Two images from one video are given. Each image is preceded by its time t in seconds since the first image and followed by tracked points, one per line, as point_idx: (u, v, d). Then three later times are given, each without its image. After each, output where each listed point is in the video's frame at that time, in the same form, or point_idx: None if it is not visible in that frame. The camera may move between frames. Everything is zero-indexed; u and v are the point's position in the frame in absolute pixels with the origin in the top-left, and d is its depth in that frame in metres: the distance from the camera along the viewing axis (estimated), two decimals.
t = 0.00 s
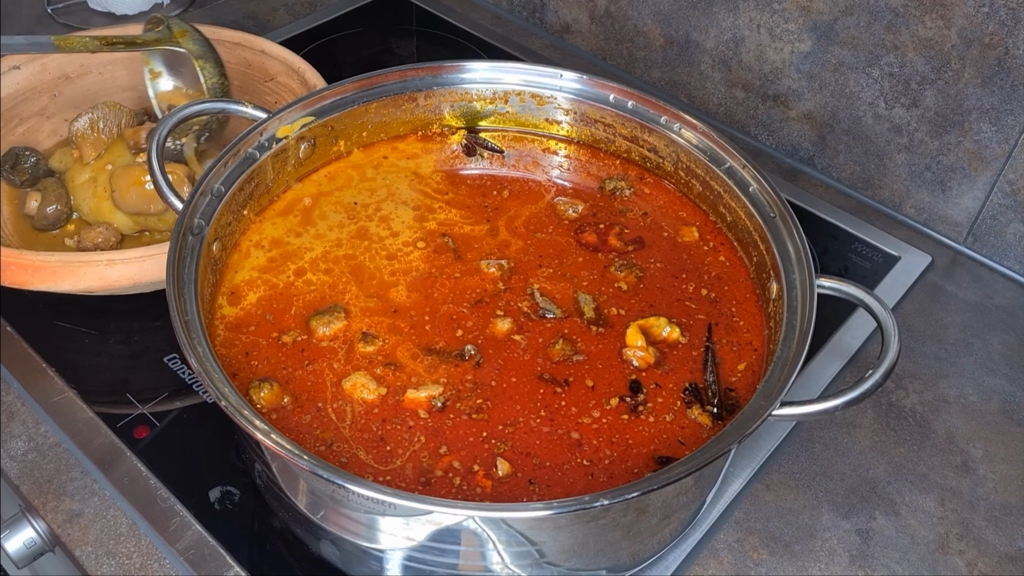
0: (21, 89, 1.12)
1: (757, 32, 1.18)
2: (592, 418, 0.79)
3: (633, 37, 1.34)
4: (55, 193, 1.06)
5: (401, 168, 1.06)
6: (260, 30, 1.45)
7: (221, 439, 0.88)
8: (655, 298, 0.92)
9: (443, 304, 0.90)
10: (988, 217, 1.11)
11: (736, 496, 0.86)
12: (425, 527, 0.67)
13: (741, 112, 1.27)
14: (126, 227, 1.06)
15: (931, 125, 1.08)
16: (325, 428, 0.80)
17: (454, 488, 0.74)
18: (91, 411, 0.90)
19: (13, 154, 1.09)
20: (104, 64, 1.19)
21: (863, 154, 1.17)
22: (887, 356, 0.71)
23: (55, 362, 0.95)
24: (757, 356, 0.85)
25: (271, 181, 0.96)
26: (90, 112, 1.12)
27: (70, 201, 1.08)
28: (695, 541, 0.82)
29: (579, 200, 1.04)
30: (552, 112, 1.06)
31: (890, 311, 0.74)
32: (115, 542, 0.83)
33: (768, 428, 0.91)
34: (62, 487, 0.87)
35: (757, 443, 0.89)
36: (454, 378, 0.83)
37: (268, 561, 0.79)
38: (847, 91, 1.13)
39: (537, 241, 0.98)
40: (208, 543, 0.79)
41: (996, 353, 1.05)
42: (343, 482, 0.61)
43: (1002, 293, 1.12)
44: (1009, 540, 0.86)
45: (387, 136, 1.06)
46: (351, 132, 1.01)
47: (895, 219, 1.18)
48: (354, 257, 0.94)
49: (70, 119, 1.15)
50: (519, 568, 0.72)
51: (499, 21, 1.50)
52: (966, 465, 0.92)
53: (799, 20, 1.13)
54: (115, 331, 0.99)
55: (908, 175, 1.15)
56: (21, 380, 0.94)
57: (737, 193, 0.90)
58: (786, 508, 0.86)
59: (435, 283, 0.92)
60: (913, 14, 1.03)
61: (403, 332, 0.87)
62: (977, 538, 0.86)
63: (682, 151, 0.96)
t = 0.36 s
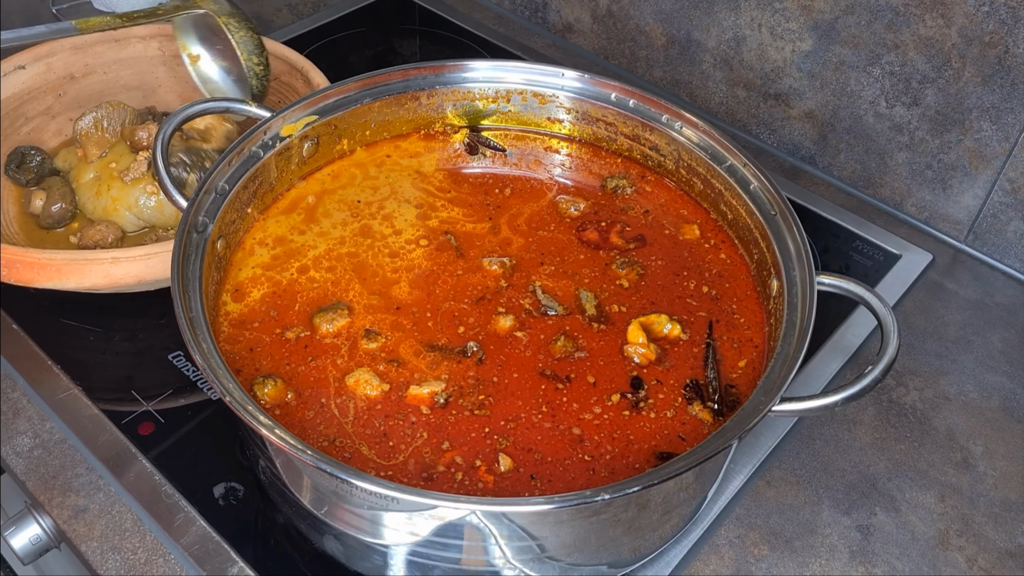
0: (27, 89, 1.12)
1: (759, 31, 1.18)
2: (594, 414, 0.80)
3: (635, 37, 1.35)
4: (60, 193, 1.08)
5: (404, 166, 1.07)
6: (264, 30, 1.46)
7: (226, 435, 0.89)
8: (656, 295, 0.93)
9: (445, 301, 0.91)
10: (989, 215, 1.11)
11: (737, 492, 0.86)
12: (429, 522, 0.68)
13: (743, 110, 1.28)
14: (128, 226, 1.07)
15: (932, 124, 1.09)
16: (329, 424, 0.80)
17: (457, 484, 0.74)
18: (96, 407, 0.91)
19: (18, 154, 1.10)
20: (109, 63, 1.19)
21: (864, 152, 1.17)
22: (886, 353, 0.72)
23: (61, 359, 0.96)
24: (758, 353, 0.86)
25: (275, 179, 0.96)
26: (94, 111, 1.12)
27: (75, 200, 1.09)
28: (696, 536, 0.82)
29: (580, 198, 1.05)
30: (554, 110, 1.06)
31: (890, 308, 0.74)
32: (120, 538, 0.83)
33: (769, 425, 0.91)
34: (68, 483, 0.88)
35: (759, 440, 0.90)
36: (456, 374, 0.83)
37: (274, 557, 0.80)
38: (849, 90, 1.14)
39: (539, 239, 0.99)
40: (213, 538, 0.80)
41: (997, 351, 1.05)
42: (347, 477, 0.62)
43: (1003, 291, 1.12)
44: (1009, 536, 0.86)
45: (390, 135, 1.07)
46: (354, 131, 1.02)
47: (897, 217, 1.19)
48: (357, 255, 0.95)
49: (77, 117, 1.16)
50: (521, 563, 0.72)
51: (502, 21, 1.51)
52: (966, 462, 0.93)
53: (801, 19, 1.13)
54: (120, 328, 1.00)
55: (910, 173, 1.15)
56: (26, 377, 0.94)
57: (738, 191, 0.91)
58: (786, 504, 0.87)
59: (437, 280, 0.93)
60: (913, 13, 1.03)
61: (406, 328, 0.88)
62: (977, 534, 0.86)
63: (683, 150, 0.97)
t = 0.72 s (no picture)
0: (27, 88, 1.13)
1: (756, 29, 1.19)
2: (590, 409, 0.81)
3: (633, 35, 1.35)
4: (61, 191, 1.08)
5: (402, 164, 1.07)
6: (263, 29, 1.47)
7: (225, 431, 0.90)
8: (653, 291, 0.93)
9: (443, 297, 0.91)
10: (985, 212, 1.11)
11: (734, 486, 0.87)
12: (427, 515, 0.68)
13: (741, 108, 1.28)
14: (129, 223, 1.08)
15: (929, 121, 1.09)
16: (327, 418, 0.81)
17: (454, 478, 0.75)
18: (96, 404, 0.91)
19: (19, 152, 1.12)
20: (109, 63, 1.19)
21: (861, 150, 1.18)
22: (880, 348, 0.72)
23: (62, 356, 0.97)
24: (754, 348, 0.86)
25: (273, 176, 0.97)
26: (93, 110, 1.12)
27: (76, 198, 1.09)
28: (693, 531, 0.83)
29: (578, 194, 1.05)
30: (552, 108, 1.07)
31: (884, 302, 0.75)
32: (121, 532, 0.84)
33: (766, 420, 0.92)
34: (68, 478, 0.88)
35: (756, 435, 0.90)
36: (454, 369, 0.84)
37: (272, 551, 0.80)
38: (846, 87, 1.14)
39: (537, 235, 1.00)
40: (212, 533, 0.81)
41: (992, 347, 1.05)
42: (345, 470, 0.62)
43: (999, 287, 1.13)
44: (1004, 530, 0.87)
45: (389, 132, 1.07)
46: (353, 128, 1.03)
47: (894, 214, 1.19)
48: (355, 252, 0.96)
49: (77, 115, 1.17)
50: (518, 556, 0.73)
51: (500, 20, 1.51)
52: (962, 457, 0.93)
53: (798, 17, 1.14)
54: (120, 325, 1.01)
55: (906, 170, 1.15)
56: (27, 374, 0.95)
57: (734, 187, 0.91)
58: (783, 498, 0.87)
59: (435, 276, 0.94)
60: (909, 11, 1.03)
61: (405, 324, 0.88)
62: (972, 528, 0.87)
63: (680, 146, 0.97)
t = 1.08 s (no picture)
0: (26, 88, 1.13)
1: (754, 28, 1.19)
2: (588, 408, 0.81)
3: (632, 35, 1.35)
4: (59, 191, 1.08)
5: (400, 163, 1.07)
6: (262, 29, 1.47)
7: (224, 431, 0.90)
8: (650, 290, 0.93)
9: (441, 296, 0.91)
10: (983, 210, 1.12)
11: (733, 484, 0.87)
12: (425, 514, 0.68)
13: (739, 107, 1.28)
14: (127, 223, 1.08)
15: (926, 119, 1.09)
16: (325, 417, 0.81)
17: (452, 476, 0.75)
18: (94, 403, 0.91)
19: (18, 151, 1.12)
20: (108, 63, 1.20)
21: (859, 148, 1.18)
22: (877, 345, 0.72)
23: (60, 356, 0.97)
24: (751, 346, 0.87)
25: (271, 176, 0.97)
26: (92, 110, 1.13)
27: (74, 198, 1.09)
28: (691, 529, 0.83)
29: (575, 193, 1.05)
30: (549, 107, 1.07)
31: (882, 300, 0.75)
32: (119, 531, 0.84)
33: (764, 418, 0.92)
34: (67, 477, 0.88)
35: (754, 433, 0.90)
36: (451, 367, 0.84)
37: (271, 550, 0.80)
38: (843, 86, 1.14)
39: (535, 234, 1.00)
40: (211, 532, 0.81)
41: (990, 345, 1.06)
42: (343, 469, 0.62)
43: (997, 285, 1.13)
44: (1001, 528, 0.87)
45: (387, 131, 1.07)
46: (351, 128, 1.03)
47: (892, 213, 1.19)
48: (353, 251, 0.96)
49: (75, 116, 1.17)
50: (516, 554, 0.73)
51: (498, 20, 1.51)
52: (960, 455, 0.93)
53: (795, 16, 1.14)
54: (119, 325, 1.01)
55: (904, 169, 1.15)
56: (26, 374, 0.95)
57: (730, 185, 0.91)
58: (781, 497, 0.87)
59: (433, 275, 0.94)
60: (907, 10, 1.04)
61: (403, 323, 0.88)
62: (970, 526, 0.87)
63: (677, 145, 0.98)
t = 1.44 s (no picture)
0: (27, 88, 1.13)
1: (754, 27, 1.19)
2: (590, 406, 0.81)
3: (632, 34, 1.35)
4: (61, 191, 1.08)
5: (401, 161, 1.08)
6: (262, 29, 1.47)
7: (226, 431, 0.90)
8: (652, 289, 0.93)
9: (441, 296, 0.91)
10: (984, 209, 1.12)
11: (734, 483, 0.87)
12: (427, 513, 0.68)
13: (739, 107, 1.28)
14: (128, 222, 1.08)
15: (927, 119, 1.09)
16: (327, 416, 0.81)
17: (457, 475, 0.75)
18: (97, 403, 0.91)
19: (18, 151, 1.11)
20: (109, 63, 1.20)
21: (859, 148, 1.18)
22: (879, 344, 0.72)
23: (62, 356, 0.97)
24: (752, 346, 0.87)
25: (273, 176, 0.97)
26: (93, 110, 1.13)
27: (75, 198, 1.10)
28: (692, 528, 0.83)
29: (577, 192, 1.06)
30: (550, 107, 1.07)
31: (883, 300, 0.75)
32: (121, 531, 0.83)
33: (765, 416, 0.92)
34: (69, 477, 0.87)
35: (755, 431, 0.90)
36: (454, 367, 0.84)
37: (274, 548, 0.81)
38: (844, 85, 1.15)
39: (537, 234, 1.00)
40: (213, 531, 0.81)
41: (991, 344, 1.06)
42: (346, 468, 0.62)
43: (998, 284, 1.13)
44: (1002, 526, 0.87)
45: (388, 131, 1.07)
46: (352, 128, 1.03)
47: (892, 212, 1.19)
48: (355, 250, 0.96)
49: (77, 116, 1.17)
50: (517, 553, 0.73)
51: (499, 20, 1.52)
52: (961, 453, 0.93)
53: (795, 15, 1.14)
54: (120, 325, 1.01)
55: (905, 168, 1.16)
56: (29, 375, 0.95)
57: (732, 185, 0.91)
58: (782, 495, 0.88)
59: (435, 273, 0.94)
60: (907, 9, 1.04)
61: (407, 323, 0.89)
62: (971, 524, 0.87)
63: (678, 144, 0.98)
